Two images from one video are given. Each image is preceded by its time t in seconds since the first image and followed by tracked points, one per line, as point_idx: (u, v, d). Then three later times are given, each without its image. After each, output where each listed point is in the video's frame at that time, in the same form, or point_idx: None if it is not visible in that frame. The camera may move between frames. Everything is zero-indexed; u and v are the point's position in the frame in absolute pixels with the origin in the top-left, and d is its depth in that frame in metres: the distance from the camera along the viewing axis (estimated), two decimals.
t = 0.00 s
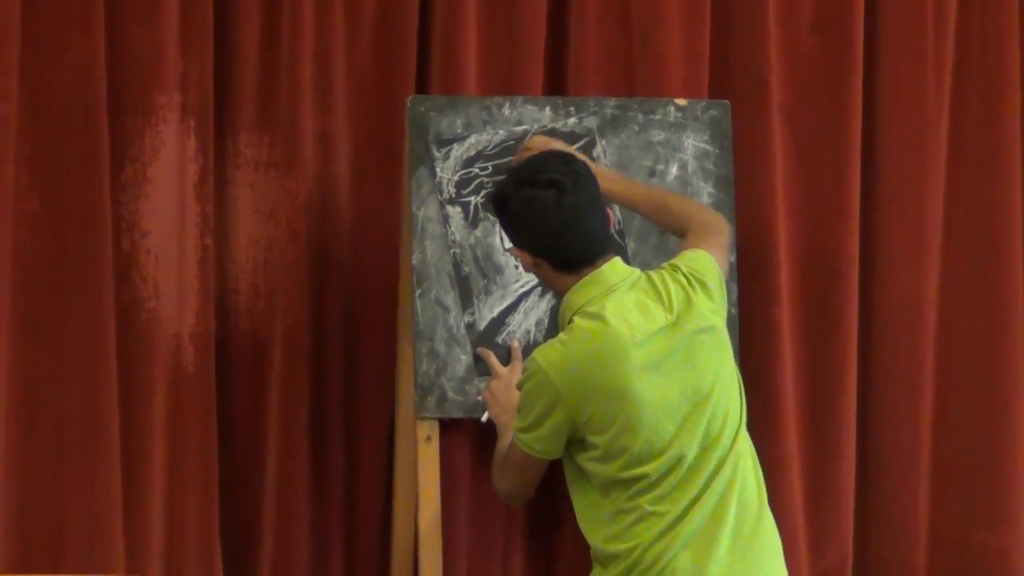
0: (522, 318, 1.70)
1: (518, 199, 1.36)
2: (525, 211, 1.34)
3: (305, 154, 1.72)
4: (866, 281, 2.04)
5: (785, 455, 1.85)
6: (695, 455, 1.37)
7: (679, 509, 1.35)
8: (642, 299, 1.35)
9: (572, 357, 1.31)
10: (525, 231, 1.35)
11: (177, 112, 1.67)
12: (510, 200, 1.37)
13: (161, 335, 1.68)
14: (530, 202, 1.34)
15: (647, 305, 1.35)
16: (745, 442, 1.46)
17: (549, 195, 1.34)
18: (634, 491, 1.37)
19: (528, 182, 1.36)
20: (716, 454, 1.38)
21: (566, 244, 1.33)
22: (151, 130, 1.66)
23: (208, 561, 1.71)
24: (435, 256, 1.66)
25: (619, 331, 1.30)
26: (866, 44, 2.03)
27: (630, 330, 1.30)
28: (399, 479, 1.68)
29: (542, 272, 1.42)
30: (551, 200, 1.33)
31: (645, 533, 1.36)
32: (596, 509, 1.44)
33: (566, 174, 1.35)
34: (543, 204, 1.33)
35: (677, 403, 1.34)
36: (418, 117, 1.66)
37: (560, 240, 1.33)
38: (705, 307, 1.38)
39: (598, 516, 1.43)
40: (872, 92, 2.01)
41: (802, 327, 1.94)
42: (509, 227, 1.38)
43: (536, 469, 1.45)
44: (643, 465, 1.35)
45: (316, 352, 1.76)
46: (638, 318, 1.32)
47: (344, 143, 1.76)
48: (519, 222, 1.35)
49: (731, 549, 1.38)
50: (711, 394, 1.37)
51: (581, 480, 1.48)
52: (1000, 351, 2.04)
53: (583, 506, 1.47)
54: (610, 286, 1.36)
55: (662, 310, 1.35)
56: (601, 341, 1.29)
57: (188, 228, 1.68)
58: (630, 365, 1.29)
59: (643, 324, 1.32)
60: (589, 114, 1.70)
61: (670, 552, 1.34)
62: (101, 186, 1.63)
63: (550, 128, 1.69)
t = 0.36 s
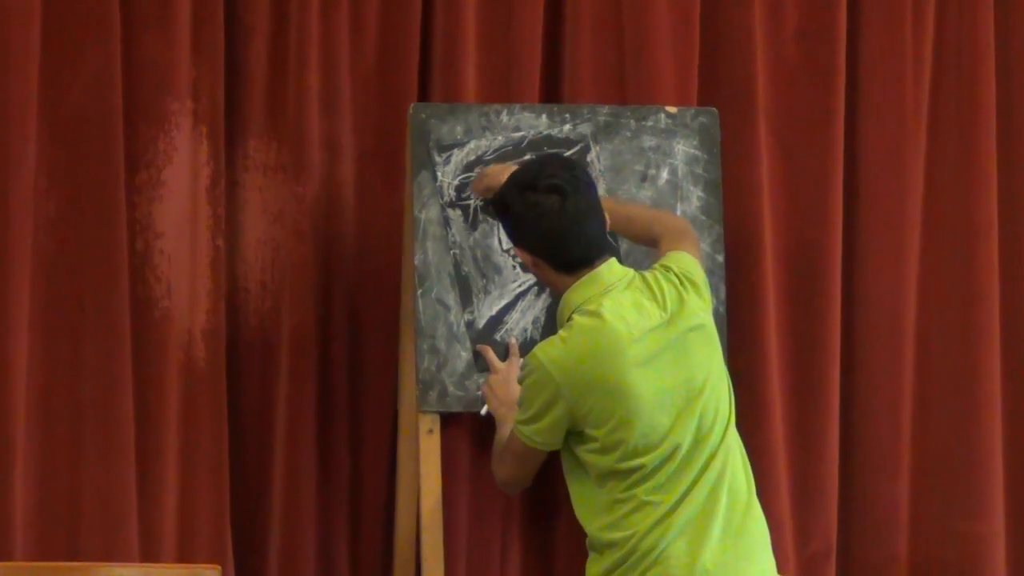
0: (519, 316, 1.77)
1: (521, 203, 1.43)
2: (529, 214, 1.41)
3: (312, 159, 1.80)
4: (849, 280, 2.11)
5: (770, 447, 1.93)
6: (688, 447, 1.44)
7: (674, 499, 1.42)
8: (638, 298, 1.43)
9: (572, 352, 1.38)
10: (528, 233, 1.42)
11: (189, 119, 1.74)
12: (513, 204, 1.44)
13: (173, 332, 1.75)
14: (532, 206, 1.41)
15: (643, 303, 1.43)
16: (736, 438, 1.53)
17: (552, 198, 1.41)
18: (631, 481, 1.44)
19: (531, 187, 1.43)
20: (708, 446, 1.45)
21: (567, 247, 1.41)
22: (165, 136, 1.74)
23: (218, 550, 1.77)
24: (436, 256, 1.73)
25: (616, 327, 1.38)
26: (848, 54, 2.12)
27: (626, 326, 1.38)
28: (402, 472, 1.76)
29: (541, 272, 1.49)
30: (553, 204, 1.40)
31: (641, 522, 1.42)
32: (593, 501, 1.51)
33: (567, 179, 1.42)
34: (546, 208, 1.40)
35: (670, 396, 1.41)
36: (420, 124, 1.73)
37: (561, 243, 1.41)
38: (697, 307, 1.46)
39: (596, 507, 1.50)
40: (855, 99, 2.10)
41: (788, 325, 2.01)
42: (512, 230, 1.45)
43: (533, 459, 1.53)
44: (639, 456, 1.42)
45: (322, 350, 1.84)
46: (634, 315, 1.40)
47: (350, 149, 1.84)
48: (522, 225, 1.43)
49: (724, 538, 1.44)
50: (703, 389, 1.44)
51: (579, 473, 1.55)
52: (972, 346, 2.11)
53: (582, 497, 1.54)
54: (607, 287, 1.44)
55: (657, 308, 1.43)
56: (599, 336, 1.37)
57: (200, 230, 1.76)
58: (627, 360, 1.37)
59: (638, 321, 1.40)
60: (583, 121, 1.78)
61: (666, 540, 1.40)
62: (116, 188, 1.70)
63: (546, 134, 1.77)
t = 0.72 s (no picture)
0: (518, 314, 1.80)
1: (515, 205, 1.46)
2: (523, 216, 1.45)
3: (314, 161, 1.83)
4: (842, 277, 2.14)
5: (764, 442, 1.96)
6: (682, 441, 1.47)
7: (668, 493, 1.45)
8: (631, 296, 1.46)
9: (565, 350, 1.41)
10: (522, 235, 1.45)
11: (192, 120, 1.77)
12: (507, 206, 1.47)
13: (177, 330, 1.78)
14: (526, 207, 1.45)
15: (635, 301, 1.46)
16: (730, 431, 1.56)
17: (545, 200, 1.44)
18: (626, 475, 1.47)
19: (525, 189, 1.46)
20: (702, 440, 1.48)
21: (561, 248, 1.44)
22: (169, 137, 1.77)
23: (221, 544, 1.80)
24: (436, 255, 1.76)
25: (608, 325, 1.41)
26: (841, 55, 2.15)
27: (619, 323, 1.41)
28: (402, 467, 1.79)
29: (535, 272, 1.52)
30: (546, 206, 1.44)
31: (637, 516, 1.45)
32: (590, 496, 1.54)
33: (560, 180, 1.46)
34: (539, 210, 1.44)
35: (663, 392, 1.44)
36: (420, 125, 1.76)
37: (555, 243, 1.44)
38: (690, 305, 1.49)
39: (592, 501, 1.53)
40: (848, 99, 2.13)
41: (782, 323, 2.04)
42: (506, 231, 1.48)
43: (530, 455, 1.56)
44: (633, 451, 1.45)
45: (324, 347, 1.87)
46: (626, 313, 1.43)
47: (351, 150, 1.87)
48: (516, 226, 1.46)
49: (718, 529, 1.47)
50: (696, 384, 1.47)
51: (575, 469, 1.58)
52: (963, 342, 2.14)
53: (578, 492, 1.57)
54: (600, 285, 1.47)
55: (649, 306, 1.46)
56: (591, 334, 1.40)
57: (203, 229, 1.79)
58: (620, 357, 1.40)
59: (631, 318, 1.43)
60: (580, 122, 1.81)
61: (660, 534, 1.43)
62: (121, 189, 1.74)
63: (543, 135, 1.80)
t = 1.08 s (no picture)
0: (518, 309, 1.92)
1: (517, 210, 1.58)
2: (524, 221, 1.57)
3: (328, 167, 1.96)
4: (822, 275, 2.27)
5: (748, 431, 2.09)
6: (672, 427, 1.60)
7: (661, 475, 1.57)
8: (620, 294, 1.59)
9: (560, 345, 1.54)
10: (523, 237, 1.58)
11: (215, 128, 1.90)
12: (509, 210, 1.59)
13: (200, 324, 1.91)
14: (527, 213, 1.57)
15: (625, 299, 1.59)
16: (717, 418, 1.68)
17: (545, 207, 1.57)
18: (621, 460, 1.59)
19: (526, 196, 1.58)
20: (690, 425, 1.61)
21: (558, 251, 1.57)
22: (192, 143, 1.89)
23: (241, 526, 1.92)
24: (442, 254, 1.89)
25: (600, 321, 1.53)
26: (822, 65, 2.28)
27: (609, 319, 1.54)
28: (410, 453, 1.92)
29: (531, 270, 1.65)
30: (545, 213, 1.56)
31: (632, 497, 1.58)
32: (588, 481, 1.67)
33: (559, 188, 1.58)
34: (539, 216, 1.56)
35: (653, 381, 1.57)
36: (427, 132, 1.89)
37: (553, 247, 1.57)
38: (676, 302, 1.62)
39: (590, 486, 1.66)
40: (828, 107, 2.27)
41: (767, 319, 2.17)
42: (506, 233, 1.61)
43: (529, 442, 1.68)
44: (626, 436, 1.58)
45: (337, 341, 2.00)
46: (616, 309, 1.56)
47: (363, 157, 1.99)
48: (517, 230, 1.58)
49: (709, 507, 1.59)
50: (682, 374, 1.60)
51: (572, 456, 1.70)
52: (937, 336, 2.27)
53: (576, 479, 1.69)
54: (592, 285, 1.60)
55: (638, 303, 1.59)
56: (584, 329, 1.53)
57: (225, 230, 1.91)
58: (611, 350, 1.53)
59: (620, 314, 1.56)
60: (577, 130, 1.93)
61: (655, 513, 1.56)
62: (148, 192, 1.86)
63: (542, 142, 1.92)
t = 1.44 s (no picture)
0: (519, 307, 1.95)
1: (541, 202, 1.64)
2: (545, 214, 1.63)
3: (334, 169, 2.00)
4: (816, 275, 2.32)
5: (745, 428, 2.13)
6: (671, 422, 1.63)
7: (660, 469, 1.60)
8: (620, 292, 1.63)
9: (559, 341, 1.59)
10: (541, 229, 1.65)
11: (223, 131, 1.94)
12: (533, 200, 1.65)
13: (208, 323, 1.95)
14: (549, 207, 1.63)
15: (624, 297, 1.63)
16: (719, 415, 1.71)
17: (568, 205, 1.63)
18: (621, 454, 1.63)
19: (553, 191, 1.64)
20: (689, 420, 1.64)
21: (574, 249, 1.64)
22: (201, 145, 1.94)
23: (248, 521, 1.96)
24: (444, 254, 1.93)
25: (597, 317, 1.58)
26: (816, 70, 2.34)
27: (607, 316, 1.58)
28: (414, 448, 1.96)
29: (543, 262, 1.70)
30: (567, 211, 1.63)
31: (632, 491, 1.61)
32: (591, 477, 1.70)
33: (582, 190, 1.64)
34: (561, 213, 1.62)
35: (650, 376, 1.61)
36: (431, 135, 1.93)
37: (569, 244, 1.63)
38: (675, 300, 1.66)
39: (592, 481, 1.69)
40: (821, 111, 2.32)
41: (763, 319, 2.22)
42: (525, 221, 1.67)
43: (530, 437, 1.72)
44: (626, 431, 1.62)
45: (342, 340, 2.04)
46: (614, 306, 1.60)
47: (367, 159, 2.04)
48: (537, 221, 1.64)
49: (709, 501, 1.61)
50: (681, 370, 1.63)
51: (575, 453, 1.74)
52: (929, 334, 2.32)
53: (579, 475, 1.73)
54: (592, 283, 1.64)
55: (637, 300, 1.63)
56: (581, 325, 1.58)
57: (232, 230, 1.95)
58: (608, 345, 1.57)
59: (618, 311, 1.60)
60: (577, 133, 1.98)
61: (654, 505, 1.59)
62: (158, 193, 1.90)
63: (542, 144, 1.97)
